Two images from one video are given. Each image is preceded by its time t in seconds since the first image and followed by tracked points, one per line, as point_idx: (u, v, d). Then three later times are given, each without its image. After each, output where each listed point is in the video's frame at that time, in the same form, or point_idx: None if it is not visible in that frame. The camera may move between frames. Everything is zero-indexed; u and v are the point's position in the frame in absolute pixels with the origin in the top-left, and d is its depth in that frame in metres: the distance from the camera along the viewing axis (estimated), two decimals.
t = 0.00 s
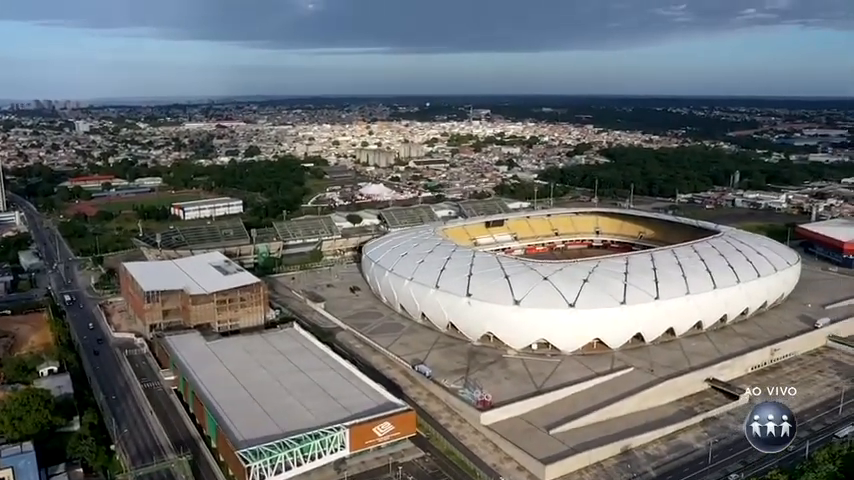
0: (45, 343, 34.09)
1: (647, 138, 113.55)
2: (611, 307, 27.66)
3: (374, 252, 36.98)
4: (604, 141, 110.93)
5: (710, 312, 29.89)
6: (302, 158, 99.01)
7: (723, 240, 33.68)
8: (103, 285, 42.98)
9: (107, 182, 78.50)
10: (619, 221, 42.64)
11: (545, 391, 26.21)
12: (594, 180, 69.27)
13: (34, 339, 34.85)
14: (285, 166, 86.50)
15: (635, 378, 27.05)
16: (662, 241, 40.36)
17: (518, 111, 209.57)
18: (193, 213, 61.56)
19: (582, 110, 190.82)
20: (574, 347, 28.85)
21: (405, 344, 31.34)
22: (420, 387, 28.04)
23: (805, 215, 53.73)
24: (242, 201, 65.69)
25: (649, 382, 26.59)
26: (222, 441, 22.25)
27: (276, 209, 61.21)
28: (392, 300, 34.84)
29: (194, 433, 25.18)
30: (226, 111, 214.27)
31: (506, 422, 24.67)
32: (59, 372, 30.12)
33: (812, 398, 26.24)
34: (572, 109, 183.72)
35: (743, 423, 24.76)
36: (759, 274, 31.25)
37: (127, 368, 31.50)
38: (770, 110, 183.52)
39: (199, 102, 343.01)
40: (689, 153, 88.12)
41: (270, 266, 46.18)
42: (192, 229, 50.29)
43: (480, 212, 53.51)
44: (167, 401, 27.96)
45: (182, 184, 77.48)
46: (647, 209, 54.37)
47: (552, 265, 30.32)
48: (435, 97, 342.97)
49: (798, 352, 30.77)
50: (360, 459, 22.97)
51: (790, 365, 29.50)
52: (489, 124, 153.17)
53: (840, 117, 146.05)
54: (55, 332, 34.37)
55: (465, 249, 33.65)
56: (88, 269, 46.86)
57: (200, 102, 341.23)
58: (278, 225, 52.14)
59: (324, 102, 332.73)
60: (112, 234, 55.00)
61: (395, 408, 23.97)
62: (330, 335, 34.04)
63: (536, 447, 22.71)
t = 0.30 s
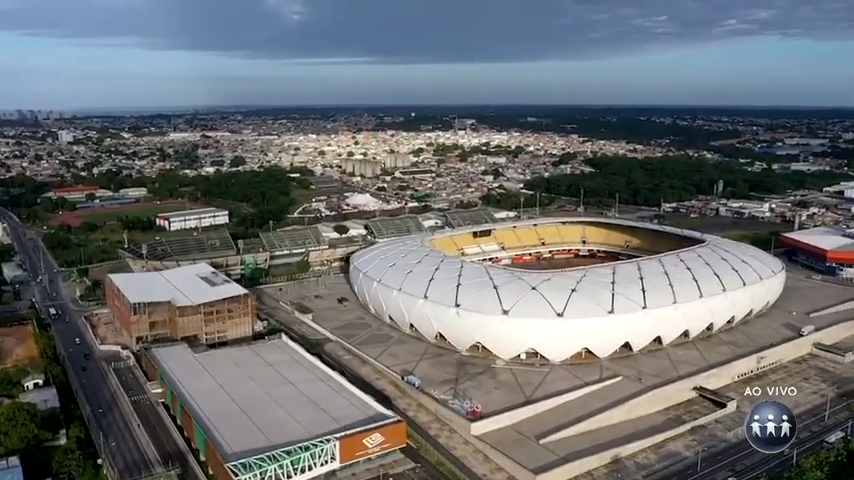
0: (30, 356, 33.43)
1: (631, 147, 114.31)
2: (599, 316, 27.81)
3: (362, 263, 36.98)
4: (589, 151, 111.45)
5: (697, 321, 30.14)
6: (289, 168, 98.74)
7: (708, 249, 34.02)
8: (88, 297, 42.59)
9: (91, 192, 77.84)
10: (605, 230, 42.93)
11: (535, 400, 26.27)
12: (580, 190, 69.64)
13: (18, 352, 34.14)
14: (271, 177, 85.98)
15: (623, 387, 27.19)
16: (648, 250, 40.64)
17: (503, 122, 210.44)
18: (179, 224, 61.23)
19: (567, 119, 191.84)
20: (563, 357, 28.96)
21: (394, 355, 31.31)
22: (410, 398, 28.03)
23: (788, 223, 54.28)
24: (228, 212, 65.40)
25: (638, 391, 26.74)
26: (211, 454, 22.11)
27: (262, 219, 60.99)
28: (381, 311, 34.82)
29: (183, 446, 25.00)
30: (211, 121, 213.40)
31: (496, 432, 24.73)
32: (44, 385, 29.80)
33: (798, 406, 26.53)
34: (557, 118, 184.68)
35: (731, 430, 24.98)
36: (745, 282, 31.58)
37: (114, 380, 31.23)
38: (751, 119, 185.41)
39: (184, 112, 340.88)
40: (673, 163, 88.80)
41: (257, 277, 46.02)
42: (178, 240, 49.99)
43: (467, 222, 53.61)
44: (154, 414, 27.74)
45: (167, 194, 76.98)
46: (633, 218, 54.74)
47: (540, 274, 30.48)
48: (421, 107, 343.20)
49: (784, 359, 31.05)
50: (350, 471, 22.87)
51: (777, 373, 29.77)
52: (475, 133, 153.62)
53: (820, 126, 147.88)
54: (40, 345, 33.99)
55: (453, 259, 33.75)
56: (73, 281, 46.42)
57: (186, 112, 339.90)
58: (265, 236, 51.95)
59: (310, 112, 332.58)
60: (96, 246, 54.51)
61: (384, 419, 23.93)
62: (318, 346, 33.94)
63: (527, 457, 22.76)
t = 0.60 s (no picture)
0: (10, 372, 32.71)
1: (612, 158, 114.94)
2: (584, 327, 28.02)
3: (347, 275, 36.92)
4: (570, 162, 111.90)
5: (680, 330, 30.42)
6: (271, 180, 98.11)
7: (690, 259, 34.37)
8: (69, 311, 42.10)
9: (70, 204, 76.82)
10: (590, 240, 43.09)
11: (521, 412, 26.27)
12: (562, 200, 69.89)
13: None
14: (253, 189, 85.35)
15: (609, 397, 27.28)
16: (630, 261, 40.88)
17: (485, 134, 210.52)
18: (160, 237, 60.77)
19: (548, 130, 192.37)
20: (548, 367, 29.04)
21: (379, 366, 31.13)
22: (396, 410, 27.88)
23: (767, 233, 54.80)
24: (210, 224, 64.92)
25: (623, 402, 26.81)
26: (197, 470, 21.85)
27: (245, 231, 60.61)
28: (366, 323, 34.73)
29: (168, 461, 24.71)
30: (192, 132, 211.84)
31: (483, 443, 24.66)
32: (26, 400, 29.30)
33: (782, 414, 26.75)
34: (539, 128, 184.82)
35: (717, 439, 25.10)
36: (727, 292, 31.99)
37: (97, 395, 30.80)
38: (729, 130, 186.97)
39: (164, 123, 337.48)
40: (653, 173, 89.33)
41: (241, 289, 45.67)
42: (160, 253, 49.55)
43: (450, 233, 53.56)
44: (139, 429, 27.35)
45: (148, 206, 76.14)
46: (615, 229, 55.00)
47: (525, 286, 30.68)
48: (403, 118, 343.70)
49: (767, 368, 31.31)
50: None
51: (759, 382, 30.00)
52: (457, 145, 153.84)
53: (796, 138, 149.55)
54: (20, 360, 33.46)
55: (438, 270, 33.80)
56: (53, 294, 45.83)
57: (168, 124, 337.84)
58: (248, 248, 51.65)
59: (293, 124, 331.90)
60: (76, 258, 53.76)
61: (372, 432, 23.78)
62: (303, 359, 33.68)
63: (514, 468, 22.71)
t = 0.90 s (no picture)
0: None
1: (596, 167, 115.00)
2: (572, 336, 28.17)
3: (334, 285, 36.82)
4: (556, 170, 111.98)
5: (667, 338, 30.62)
6: (256, 189, 97.42)
7: (676, 267, 34.66)
8: (53, 323, 41.70)
9: (53, 214, 75.93)
10: (576, 249, 43.33)
11: (510, 421, 26.26)
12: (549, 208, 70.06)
13: None
14: (238, 198, 84.90)
15: (598, 405, 27.35)
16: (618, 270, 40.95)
17: (471, 142, 210.33)
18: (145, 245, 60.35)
19: (533, 139, 192.64)
20: (537, 376, 29.08)
21: (368, 377, 30.94)
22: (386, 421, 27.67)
23: (751, 241, 55.08)
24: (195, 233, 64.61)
25: (612, 410, 26.88)
26: None
27: (231, 240, 60.49)
28: (354, 333, 34.63)
29: (154, 472, 24.60)
30: (176, 140, 210.25)
31: (472, 453, 24.59)
32: (11, 414, 28.89)
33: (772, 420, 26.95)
34: (524, 136, 184.86)
35: (706, 446, 25.16)
36: (713, 300, 32.26)
37: (82, 408, 30.39)
38: (712, 138, 187.82)
39: (148, 132, 335.52)
40: (637, 182, 89.45)
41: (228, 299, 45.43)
42: (146, 262, 49.01)
43: (437, 241, 53.37)
44: (125, 441, 27.11)
45: (132, 215, 75.43)
46: (600, 237, 55.06)
47: (513, 295, 30.81)
48: (388, 127, 343.63)
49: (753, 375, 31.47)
50: None
51: (750, 387, 30.16)
52: (442, 153, 153.61)
53: (777, 146, 150.36)
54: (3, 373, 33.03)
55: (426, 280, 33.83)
56: (36, 305, 45.42)
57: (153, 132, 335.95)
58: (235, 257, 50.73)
59: (279, 134, 330.91)
60: (60, 269, 53.26)
61: (361, 442, 23.72)
62: (291, 369, 33.38)
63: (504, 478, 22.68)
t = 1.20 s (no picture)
0: None
1: (579, 176, 112.60)
2: (559, 346, 25.34)
3: (322, 297, 34.52)
4: (539, 181, 110.28)
5: (653, 348, 27.60)
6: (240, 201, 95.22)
7: (658, 276, 32.05)
8: (35, 335, 39.99)
9: (37, 226, 73.91)
10: (562, 259, 40.12)
11: (499, 432, 23.21)
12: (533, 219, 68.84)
13: None
14: (222, 209, 84.32)
15: (585, 415, 24.26)
16: (605, 280, 37.37)
17: (454, 153, 208.82)
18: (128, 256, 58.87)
19: (515, 147, 191.23)
20: (525, 386, 25.99)
21: (356, 388, 27.94)
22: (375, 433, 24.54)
23: (733, 250, 53.14)
24: (179, 245, 63.31)
25: (600, 420, 23.87)
26: None
27: (215, 253, 59.63)
28: (342, 345, 32.01)
29: None
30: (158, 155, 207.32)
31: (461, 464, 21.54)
32: None
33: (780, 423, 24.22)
34: (507, 147, 183.36)
35: (692, 455, 22.09)
36: (697, 310, 29.40)
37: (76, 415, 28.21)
38: (694, 149, 187.10)
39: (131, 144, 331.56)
40: (620, 190, 86.47)
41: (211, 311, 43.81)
42: (129, 274, 46.97)
43: (423, 252, 51.33)
44: (110, 456, 25.14)
45: (114, 227, 73.93)
46: (586, 246, 53.06)
47: (501, 306, 28.27)
48: (373, 139, 342.35)
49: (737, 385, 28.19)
50: None
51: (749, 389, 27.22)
52: (424, 164, 151.32)
53: (758, 155, 149.49)
54: None
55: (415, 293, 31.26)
56: (17, 317, 43.80)
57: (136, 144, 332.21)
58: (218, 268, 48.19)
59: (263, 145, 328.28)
60: (42, 282, 51.92)
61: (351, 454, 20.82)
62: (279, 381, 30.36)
63: None
